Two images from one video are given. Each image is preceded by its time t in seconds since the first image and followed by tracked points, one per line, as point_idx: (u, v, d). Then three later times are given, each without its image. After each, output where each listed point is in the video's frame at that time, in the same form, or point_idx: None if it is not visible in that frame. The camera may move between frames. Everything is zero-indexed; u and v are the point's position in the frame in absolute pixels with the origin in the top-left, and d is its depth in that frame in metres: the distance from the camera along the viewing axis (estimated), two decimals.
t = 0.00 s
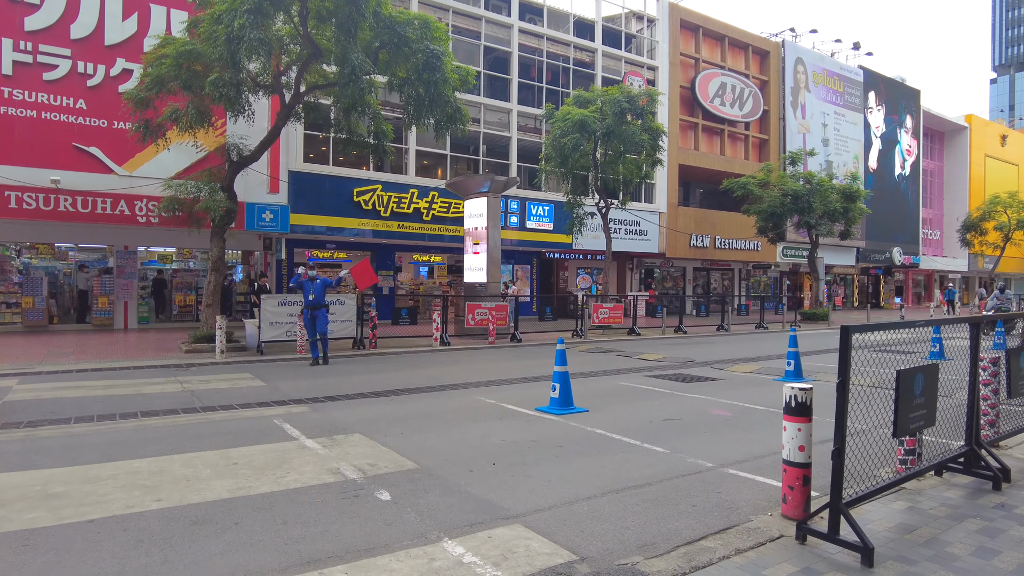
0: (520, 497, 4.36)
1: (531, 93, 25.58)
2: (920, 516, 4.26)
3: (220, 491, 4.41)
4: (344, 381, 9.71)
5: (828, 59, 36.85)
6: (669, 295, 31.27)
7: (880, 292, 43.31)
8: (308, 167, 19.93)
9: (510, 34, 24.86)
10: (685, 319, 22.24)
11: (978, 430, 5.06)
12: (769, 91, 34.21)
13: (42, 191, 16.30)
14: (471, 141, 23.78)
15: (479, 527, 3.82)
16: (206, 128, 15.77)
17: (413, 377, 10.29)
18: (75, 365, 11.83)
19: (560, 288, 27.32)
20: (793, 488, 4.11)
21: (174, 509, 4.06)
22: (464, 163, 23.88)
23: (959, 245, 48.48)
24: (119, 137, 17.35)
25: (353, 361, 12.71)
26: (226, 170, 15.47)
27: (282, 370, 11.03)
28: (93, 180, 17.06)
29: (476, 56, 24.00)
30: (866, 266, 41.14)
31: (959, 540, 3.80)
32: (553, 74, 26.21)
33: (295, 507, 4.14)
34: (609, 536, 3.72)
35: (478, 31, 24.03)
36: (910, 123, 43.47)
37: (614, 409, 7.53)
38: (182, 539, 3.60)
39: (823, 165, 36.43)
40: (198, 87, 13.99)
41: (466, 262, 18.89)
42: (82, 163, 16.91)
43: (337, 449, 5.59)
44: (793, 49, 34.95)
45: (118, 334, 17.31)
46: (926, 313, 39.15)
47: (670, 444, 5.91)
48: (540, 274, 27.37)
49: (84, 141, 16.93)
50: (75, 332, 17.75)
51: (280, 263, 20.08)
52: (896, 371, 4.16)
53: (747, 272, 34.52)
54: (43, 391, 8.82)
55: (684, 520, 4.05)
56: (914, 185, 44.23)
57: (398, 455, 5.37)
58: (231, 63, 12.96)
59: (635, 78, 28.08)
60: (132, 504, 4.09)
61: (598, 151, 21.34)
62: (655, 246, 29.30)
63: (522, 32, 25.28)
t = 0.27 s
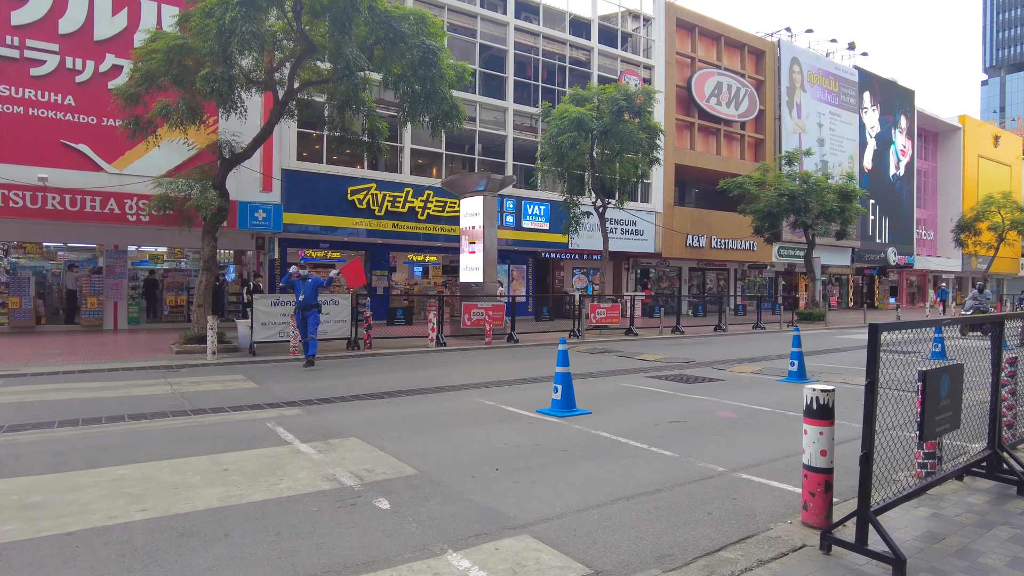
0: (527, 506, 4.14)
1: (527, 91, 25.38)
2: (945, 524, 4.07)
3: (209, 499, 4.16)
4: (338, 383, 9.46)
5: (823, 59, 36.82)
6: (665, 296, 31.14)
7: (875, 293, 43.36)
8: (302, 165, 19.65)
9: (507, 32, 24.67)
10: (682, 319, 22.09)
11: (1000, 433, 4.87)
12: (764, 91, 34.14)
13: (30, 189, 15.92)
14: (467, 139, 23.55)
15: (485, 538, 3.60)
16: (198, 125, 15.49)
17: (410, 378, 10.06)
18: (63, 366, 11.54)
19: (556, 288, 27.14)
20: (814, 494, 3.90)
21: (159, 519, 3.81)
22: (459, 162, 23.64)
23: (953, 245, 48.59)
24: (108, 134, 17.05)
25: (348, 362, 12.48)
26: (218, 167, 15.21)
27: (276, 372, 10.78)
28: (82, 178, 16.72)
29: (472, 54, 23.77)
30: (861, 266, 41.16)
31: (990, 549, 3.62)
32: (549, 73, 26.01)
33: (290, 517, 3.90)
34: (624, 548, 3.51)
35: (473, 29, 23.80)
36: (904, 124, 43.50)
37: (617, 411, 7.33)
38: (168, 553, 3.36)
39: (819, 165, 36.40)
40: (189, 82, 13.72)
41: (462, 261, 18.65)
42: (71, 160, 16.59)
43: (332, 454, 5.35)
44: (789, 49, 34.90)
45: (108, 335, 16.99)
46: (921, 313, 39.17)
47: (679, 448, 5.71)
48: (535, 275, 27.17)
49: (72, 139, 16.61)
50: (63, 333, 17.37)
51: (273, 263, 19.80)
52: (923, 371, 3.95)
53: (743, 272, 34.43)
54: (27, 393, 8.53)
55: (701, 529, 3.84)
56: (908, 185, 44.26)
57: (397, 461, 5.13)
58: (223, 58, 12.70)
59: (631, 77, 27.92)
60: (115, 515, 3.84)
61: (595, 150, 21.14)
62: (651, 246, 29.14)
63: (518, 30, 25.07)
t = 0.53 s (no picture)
0: (531, 520, 3.91)
1: (519, 89, 25.15)
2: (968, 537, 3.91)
3: (191, 516, 3.89)
4: (328, 387, 9.18)
5: (814, 59, 36.85)
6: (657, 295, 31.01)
7: (864, 292, 43.50)
8: (290, 164, 19.31)
9: (498, 29, 24.43)
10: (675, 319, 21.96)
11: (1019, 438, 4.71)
12: (756, 90, 34.11)
13: (10, 187, 15.44)
14: (458, 138, 23.28)
15: (489, 557, 3.36)
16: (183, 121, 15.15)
17: (402, 381, 9.80)
18: (42, 370, 11.17)
19: (548, 288, 26.92)
20: (834, 506, 3.69)
21: (137, 539, 3.54)
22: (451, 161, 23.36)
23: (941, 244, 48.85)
24: (91, 131, 16.65)
25: (338, 364, 12.20)
26: (204, 164, 14.86)
27: (264, 375, 10.48)
28: (63, 177, 16.29)
29: (463, 51, 23.50)
30: (851, 265, 41.27)
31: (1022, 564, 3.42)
32: (541, 71, 25.79)
33: (280, 535, 3.64)
34: (637, 566, 3.29)
35: (465, 26, 23.54)
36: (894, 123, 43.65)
37: (617, 415, 7.11)
38: None
39: (809, 164, 36.44)
40: (175, 78, 13.35)
41: (454, 261, 18.37)
42: (52, 158, 16.18)
43: (323, 463, 5.09)
44: (780, 48, 34.86)
45: (91, 337, 16.59)
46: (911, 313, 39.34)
47: (685, 455, 5.50)
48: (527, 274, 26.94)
49: (54, 136, 16.20)
50: (45, 335, 16.94)
51: (261, 263, 19.45)
52: (949, 375, 3.78)
53: (734, 271, 34.38)
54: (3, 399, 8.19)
55: (717, 544, 3.62)
56: (898, 185, 44.41)
57: (391, 471, 4.88)
58: (209, 52, 12.37)
59: (623, 75, 27.75)
60: (89, 535, 3.56)
61: (587, 149, 20.92)
62: (643, 246, 29.00)
63: (510, 27, 24.83)
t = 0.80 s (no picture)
0: (532, 533, 3.72)
1: (506, 88, 24.96)
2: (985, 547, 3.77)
3: (171, 531, 3.66)
4: (315, 390, 8.93)
5: (800, 59, 37.03)
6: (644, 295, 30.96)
7: (848, 292, 43.83)
8: (274, 162, 18.98)
9: (485, 27, 24.22)
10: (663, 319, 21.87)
11: None
12: (742, 90, 34.21)
13: None
14: (445, 136, 23.04)
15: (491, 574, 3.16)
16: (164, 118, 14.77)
17: (390, 384, 9.56)
18: (16, 373, 10.77)
19: (535, 288, 26.76)
20: (849, 516, 3.53)
21: (112, 558, 3.30)
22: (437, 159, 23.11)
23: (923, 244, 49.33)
24: (67, 127, 16.21)
25: (324, 366, 11.93)
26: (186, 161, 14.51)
27: (247, 378, 10.19)
28: (38, 174, 15.82)
29: (450, 49, 23.26)
30: (835, 265, 41.55)
31: None
32: (528, 70, 25.62)
33: (267, 551, 3.42)
34: None
35: (452, 23, 23.30)
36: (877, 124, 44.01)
37: (613, 419, 6.94)
38: None
39: (795, 164, 36.61)
40: (155, 73, 13.03)
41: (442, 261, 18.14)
42: (26, 154, 15.72)
43: (311, 472, 4.86)
44: (766, 49, 34.98)
45: (68, 338, 16.13)
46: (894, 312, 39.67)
47: (686, 460, 5.34)
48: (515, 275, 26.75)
49: (28, 132, 15.74)
50: (20, 337, 16.34)
51: (244, 263, 19.08)
52: (967, 379, 3.65)
53: (721, 272, 34.44)
54: None
55: (728, 557, 3.46)
56: (881, 185, 44.78)
57: (383, 480, 4.67)
58: (190, 46, 12.04)
59: (611, 74, 27.64)
60: (60, 554, 3.31)
61: (576, 147, 20.77)
62: (631, 246, 28.93)
63: (497, 25, 24.62)
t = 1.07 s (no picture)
0: (530, 546, 3.56)
1: (487, 87, 24.79)
2: (993, 556, 3.68)
3: (145, 549, 3.42)
4: (294, 394, 8.67)
5: (778, 63, 37.38)
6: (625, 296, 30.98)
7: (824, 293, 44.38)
8: (252, 160, 18.54)
9: (466, 26, 24.01)
10: (644, 320, 21.85)
11: None
12: (721, 93, 34.47)
13: None
14: (426, 135, 22.79)
15: None
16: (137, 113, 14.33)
17: (371, 388, 9.32)
18: None
19: (516, 289, 26.60)
20: (857, 525, 3.42)
21: None
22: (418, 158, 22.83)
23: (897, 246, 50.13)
24: (34, 122, 15.66)
25: (303, 370, 11.63)
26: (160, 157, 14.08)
27: (224, 382, 9.87)
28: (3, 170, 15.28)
29: (432, 47, 23.01)
30: (812, 267, 42.03)
31: None
32: (510, 69, 25.46)
33: (249, 571, 3.20)
34: None
35: (433, 21, 23.05)
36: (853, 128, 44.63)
37: (602, 424, 6.80)
38: None
39: (773, 167, 36.96)
40: (127, 66, 12.59)
41: (423, 262, 17.88)
42: None
43: (293, 482, 4.64)
44: (745, 52, 35.25)
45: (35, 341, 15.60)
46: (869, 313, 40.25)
47: (681, 467, 5.21)
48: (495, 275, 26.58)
49: None
50: None
51: (220, 264, 18.66)
52: (980, 382, 3.57)
53: (700, 273, 34.62)
54: None
55: (734, 571, 3.32)
56: (856, 188, 45.39)
57: (370, 491, 4.46)
58: (164, 39, 11.67)
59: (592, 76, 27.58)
60: None
61: (558, 148, 20.65)
62: (612, 247, 28.92)
63: (478, 24, 24.45)
